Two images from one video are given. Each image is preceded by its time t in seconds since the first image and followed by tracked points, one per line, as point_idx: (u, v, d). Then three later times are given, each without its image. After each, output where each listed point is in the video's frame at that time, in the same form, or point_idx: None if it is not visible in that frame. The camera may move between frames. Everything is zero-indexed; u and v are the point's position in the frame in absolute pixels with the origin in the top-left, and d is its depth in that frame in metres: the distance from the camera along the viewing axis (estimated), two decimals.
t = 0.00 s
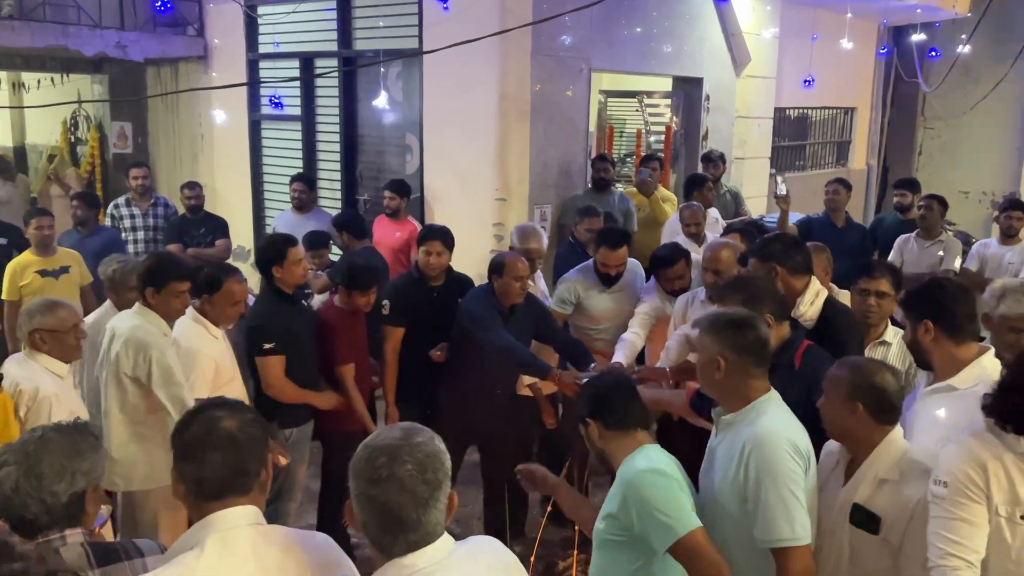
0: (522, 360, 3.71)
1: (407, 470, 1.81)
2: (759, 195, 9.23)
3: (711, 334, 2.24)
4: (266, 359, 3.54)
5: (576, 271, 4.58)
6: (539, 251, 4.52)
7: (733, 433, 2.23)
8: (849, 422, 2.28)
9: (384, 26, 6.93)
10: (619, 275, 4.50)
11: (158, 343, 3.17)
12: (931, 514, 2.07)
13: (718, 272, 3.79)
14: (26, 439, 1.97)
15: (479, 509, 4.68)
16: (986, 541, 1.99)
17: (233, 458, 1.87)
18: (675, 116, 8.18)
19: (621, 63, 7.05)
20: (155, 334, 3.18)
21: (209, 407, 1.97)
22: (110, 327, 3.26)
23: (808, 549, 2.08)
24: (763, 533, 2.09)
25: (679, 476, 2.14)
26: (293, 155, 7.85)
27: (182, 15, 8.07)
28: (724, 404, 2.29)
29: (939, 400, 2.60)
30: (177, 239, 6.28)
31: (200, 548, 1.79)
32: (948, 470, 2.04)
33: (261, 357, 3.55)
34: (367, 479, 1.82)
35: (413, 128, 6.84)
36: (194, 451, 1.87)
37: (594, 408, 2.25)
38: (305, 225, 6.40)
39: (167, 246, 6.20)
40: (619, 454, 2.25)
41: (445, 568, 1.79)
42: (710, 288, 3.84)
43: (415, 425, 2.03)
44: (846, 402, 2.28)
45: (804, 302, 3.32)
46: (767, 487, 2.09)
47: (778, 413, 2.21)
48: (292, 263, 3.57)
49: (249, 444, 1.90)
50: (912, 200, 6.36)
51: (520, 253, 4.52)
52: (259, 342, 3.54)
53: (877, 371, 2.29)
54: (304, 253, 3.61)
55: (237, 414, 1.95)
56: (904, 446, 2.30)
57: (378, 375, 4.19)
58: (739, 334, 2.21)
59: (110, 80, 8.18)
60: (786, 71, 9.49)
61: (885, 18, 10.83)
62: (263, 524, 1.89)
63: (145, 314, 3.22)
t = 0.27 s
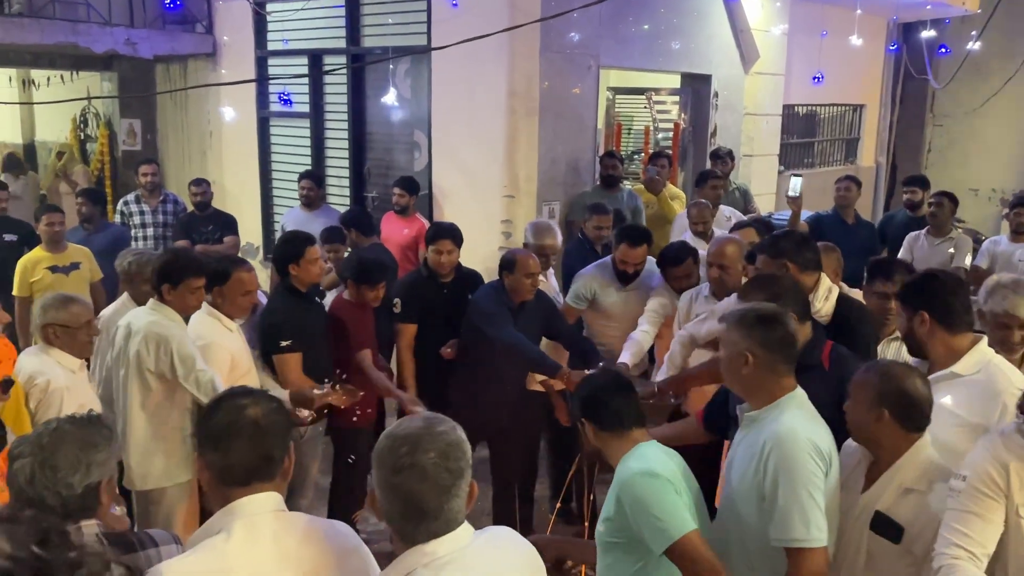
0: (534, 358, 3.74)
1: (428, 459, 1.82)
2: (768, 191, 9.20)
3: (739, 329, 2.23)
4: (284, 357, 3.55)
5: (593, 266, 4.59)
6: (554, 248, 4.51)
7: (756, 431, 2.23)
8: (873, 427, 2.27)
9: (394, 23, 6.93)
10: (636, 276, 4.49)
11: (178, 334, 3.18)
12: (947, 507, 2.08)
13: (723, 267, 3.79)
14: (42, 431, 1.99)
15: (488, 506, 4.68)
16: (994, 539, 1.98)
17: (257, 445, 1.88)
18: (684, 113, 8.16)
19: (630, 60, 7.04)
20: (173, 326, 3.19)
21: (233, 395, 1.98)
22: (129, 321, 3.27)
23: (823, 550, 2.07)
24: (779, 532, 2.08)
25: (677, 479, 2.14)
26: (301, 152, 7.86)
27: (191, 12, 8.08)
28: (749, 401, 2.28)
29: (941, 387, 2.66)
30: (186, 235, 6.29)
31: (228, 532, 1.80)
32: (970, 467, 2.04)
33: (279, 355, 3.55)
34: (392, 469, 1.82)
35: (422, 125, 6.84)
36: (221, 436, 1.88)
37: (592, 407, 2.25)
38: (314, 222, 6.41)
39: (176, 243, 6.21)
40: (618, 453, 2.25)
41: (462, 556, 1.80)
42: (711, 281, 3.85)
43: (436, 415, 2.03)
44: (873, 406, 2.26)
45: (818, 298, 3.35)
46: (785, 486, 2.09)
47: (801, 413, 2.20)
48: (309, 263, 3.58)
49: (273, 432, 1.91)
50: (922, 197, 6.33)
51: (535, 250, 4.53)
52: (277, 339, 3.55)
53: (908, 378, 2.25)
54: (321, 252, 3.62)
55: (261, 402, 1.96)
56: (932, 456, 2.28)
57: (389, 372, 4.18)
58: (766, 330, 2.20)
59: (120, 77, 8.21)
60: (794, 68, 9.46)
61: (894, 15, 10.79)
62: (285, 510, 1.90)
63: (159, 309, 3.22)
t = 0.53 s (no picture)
0: (541, 361, 3.70)
1: (456, 436, 1.86)
2: (774, 190, 9.17)
3: (762, 332, 2.23)
4: (300, 358, 3.53)
5: (593, 266, 4.56)
6: (565, 247, 4.51)
7: (775, 439, 2.22)
8: (883, 431, 2.26)
9: (400, 21, 6.92)
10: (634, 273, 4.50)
11: (187, 334, 3.18)
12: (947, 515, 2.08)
13: (724, 266, 3.79)
14: (55, 426, 1.99)
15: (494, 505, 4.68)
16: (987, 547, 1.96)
17: (274, 439, 1.88)
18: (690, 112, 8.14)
19: (636, 58, 7.02)
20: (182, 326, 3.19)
21: (249, 390, 1.97)
22: (137, 321, 3.28)
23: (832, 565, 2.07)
24: (789, 544, 2.09)
25: (677, 488, 2.13)
26: (307, 150, 7.87)
27: (198, 10, 8.09)
28: (770, 405, 2.28)
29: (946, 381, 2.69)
30: (192, 233, 6.30)
31: (246, 523, 1.80)
32: (971, 476, 2.04)
33: (293, 356, 3.54)
34: (418, 448, 1.85)
35: (428, 124, 6.83)
36: (240, 429, 1.88)
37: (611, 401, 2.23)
38: (321, 219, 6.42)
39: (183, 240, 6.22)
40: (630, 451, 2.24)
41: (486, 537, 1.85)
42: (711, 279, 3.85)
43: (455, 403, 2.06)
44: (886, 408, 2.25)
45: (825, 298, 3.33)
46: (797, 500, 2.09)
47: (819, 424, 2.18)
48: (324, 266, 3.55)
49: (290, 425, 1.92)
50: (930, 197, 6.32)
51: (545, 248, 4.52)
52: (291, 340, 3.53)
53: (922, 384, 2.23)
54: (338, 258, 3.60)
55: (278, 396, 1.97)
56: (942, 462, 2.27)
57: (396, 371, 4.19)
58: (791, 333, 2.20)
59: (126, 75, 8.22)
60: (801, 67, 9.43)
61: (901, 14, 10.75)
62: (301, 502, 1.89)
63: (169, 308, 3.22)
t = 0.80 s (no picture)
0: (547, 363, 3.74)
1: (475, 419, 1.91)
2: (777, 190, 9.17)
3: (765, 329, 2.23)
4: (313, 366, 3.55)
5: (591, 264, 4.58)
6: (574, 248, 4.54)
7: (781, 434, 2.23)
8: (885, 424, 2.27)
9: (405, 20, 6.93)
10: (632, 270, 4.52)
11: (195, 333, 3.19)
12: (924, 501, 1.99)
13: (724, 267, 3.79)
14: (75, 416, 2.00)
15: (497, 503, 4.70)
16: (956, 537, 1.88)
17: (289, 433, 1.90)
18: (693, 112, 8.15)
19: (640, 58, 7.03)
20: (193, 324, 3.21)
21: (265, 385, 1.99)
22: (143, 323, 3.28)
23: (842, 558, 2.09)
24: (800, 538, 2.10)
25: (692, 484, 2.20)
26: (311, 149, 7.88)
27: (203, 8, 8.10)
28: (771, 402, 2.30)
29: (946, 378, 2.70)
30: (197, 230, 6.31)
31: (260, 515, 1.81)
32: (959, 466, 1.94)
33: (305, 363, 3.55)
34: (440, 433, 1.88)
35: (432, 123, 6.84)
36: (255, 425, 1.89)
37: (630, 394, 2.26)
38: (324, 219, 6.42)
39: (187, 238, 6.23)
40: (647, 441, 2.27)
41: (503, 523, 1.89)
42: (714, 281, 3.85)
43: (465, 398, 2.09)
44: (885, 402, 2.26)
45: (824, 298, 3.31)
46: (808, 493, 2.10)
47: (827, 419, 2.20)
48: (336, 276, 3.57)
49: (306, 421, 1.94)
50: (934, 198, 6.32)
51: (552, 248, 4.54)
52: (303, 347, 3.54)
53: (921, 378, 2.24)
54: (350, 269, 3.62)
55: (294, 392, 1.98)
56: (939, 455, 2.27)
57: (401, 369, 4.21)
58: (793, 331, 2.21)
59: (131, 73, 8.23)
60: (804, 67, 9.43)
61: (905, 15, 10.75)
62: (314, 498, 1.90)
63: (178, 306, 3.23)
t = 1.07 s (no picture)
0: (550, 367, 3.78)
1: (493, 417, 1.91)
2: (778, 192, 9.18)
3: (756, 321, 2.25)
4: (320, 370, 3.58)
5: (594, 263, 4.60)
6: (576, 247, 4.54)
7: (768, 423, 2.25)
8: (878, 417, 2.27)
9: (408, 20, 6.94)
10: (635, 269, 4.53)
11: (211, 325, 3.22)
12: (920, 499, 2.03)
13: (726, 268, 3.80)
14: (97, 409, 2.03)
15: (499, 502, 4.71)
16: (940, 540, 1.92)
17: (303, 429, 1.91)
18: (695, 113, 8.16)
19: (642, 59, 7.04)
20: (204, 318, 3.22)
21: (279, 382, 2.00)
22: (150, 322, 3.27)
23: (835, 541, 2.08)
24: (792, 522, 2.10)
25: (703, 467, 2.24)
26: (313, 148, 7.89)
27: (205, 7, 8.11)
28: (759, 393, 2.31)
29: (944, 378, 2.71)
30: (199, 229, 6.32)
31: (274, 512, 1.82)
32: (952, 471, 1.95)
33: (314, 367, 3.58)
34: (458, 429, 1.88)
35: (435, 122, 6.85)
36: (267, 423, 1.90)
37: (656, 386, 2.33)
38: (326, 218, 6.43)
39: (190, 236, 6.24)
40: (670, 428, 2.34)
41: (515, 515, 1.89)
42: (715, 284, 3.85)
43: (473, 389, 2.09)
44: (877, 396, 2.26)
45: (820, 302, 3.33)
46: (799, 477, 2.10)
47: (813, 406, 2.22)
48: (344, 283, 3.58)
49: (320, 419, 1.94)
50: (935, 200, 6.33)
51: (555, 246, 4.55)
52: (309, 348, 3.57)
53: (913, 371, 2.26)
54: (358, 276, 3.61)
55: (308, 390, 1.99)
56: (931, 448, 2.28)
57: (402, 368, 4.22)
58: (785, 323, 2.23)
59: (134, 71, 8.24)
60: (806, 70, 9.44)
61: (907, 17, 10.76)
62: (326, 495, 1.91)
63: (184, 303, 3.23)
